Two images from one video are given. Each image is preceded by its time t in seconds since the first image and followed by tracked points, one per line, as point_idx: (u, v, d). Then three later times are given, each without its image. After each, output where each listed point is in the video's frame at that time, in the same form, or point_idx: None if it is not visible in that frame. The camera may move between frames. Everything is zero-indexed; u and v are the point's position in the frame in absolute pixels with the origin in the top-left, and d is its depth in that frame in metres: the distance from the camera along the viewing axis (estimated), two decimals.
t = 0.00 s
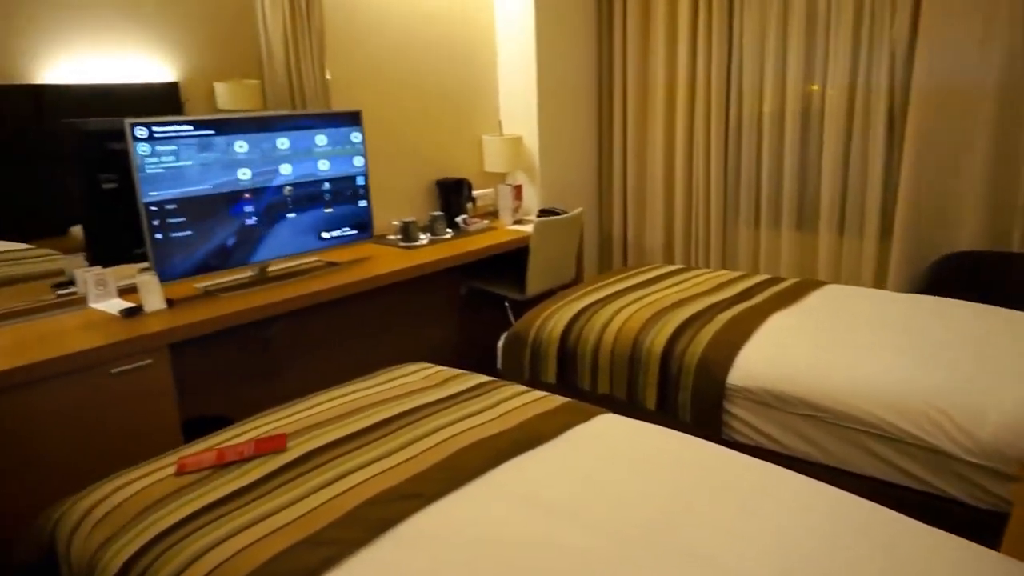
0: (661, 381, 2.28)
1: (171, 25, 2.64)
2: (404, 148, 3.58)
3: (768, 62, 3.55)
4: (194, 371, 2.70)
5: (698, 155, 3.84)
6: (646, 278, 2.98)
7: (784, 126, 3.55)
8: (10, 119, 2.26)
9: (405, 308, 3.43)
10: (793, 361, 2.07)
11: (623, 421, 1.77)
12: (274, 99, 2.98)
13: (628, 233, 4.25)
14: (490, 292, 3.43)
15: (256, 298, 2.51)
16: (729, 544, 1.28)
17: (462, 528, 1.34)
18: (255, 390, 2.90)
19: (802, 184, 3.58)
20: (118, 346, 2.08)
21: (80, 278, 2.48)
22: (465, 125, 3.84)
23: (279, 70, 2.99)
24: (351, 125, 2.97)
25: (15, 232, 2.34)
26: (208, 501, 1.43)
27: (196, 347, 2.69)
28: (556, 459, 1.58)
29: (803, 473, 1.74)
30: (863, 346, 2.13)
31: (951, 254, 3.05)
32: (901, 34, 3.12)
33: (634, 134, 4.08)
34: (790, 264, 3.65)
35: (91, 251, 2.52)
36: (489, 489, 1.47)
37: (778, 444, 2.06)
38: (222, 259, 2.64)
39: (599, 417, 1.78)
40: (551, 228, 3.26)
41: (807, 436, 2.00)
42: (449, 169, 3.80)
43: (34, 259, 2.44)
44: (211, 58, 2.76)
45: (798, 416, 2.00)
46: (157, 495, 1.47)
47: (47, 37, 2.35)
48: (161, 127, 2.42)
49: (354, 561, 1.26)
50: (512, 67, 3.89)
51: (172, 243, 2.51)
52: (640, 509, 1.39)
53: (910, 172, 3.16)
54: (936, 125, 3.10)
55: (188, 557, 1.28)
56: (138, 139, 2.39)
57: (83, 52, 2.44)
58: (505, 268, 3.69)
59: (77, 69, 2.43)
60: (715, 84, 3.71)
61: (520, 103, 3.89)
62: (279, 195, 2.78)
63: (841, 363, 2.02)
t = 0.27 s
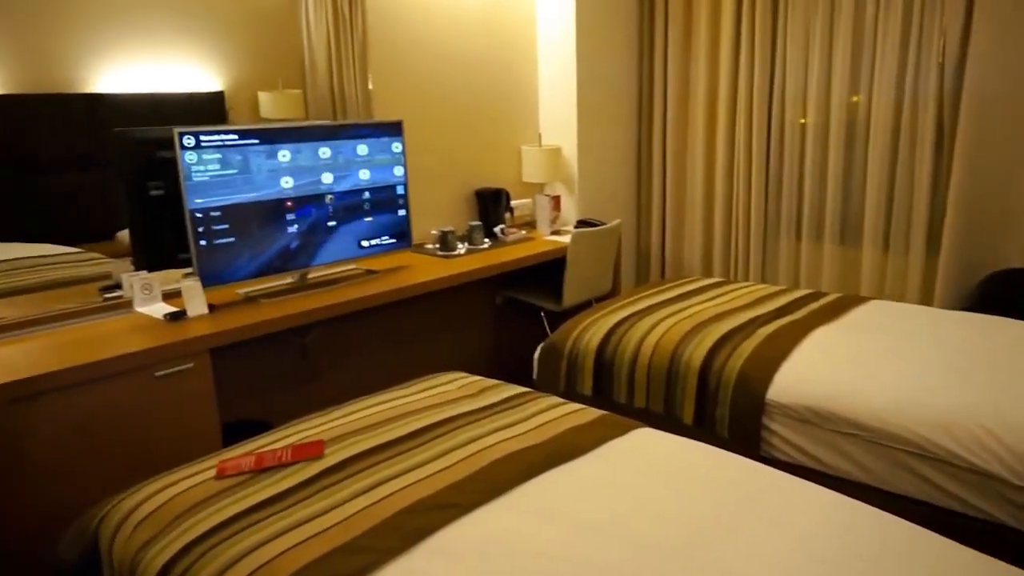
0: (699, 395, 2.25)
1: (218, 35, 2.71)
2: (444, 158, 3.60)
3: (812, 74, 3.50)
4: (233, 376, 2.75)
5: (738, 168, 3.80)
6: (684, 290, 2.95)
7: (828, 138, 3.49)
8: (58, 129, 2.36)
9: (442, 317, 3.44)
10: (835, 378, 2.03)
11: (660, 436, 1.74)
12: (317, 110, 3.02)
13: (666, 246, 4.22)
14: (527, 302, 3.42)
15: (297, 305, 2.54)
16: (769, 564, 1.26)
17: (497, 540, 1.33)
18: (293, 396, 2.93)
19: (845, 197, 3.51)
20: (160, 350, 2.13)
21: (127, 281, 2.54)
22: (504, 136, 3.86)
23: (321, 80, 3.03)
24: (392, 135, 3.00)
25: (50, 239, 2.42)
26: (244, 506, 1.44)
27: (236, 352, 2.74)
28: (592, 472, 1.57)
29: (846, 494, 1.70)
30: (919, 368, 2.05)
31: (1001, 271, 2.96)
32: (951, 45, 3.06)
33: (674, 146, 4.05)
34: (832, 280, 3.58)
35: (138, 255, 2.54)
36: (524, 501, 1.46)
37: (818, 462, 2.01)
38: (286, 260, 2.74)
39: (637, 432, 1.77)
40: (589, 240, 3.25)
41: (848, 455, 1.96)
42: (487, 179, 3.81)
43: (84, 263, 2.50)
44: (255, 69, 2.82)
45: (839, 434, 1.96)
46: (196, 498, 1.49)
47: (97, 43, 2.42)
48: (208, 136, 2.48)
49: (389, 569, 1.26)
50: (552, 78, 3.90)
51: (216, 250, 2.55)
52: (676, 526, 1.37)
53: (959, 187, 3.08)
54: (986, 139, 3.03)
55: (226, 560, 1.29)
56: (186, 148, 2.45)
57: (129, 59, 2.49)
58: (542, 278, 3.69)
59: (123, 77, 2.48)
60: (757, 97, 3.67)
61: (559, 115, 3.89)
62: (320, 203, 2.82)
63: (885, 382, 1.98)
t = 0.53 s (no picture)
0: (728, 408, 2.23)
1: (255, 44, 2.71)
2: (474, 166, 3.62)
3: (846, 85, 3.46)
4: (264, 379, 2.78)
5: (770, 179, 3.76)
6: (714, 302, 2.93)
7: (862, 149, 3.45)
8: (87, 135, 2.38)
9: (469, 324, 3.45)
10: (868, 393, 1.99)
11: (689, 449, 1.73)
12: (348, 118, 3.03)
13: (696, 257, 4.19)
14: (555, 311, 3.42)
15: (326, 310, 2.57)
16: None
17: (524, 549, 1.33)
18: (321, 400, 2.96)
19: (880, 209, 3.46)
20: (193, 353, 2.16)
21: (161, 284, 2.59)
22: (534, 145, 3.86)
23: (353, 89, 3.04)
24: (423, 143, 3.02)
25: (91, 242, 2.47)
26: (271, 511, 1.46)
27: (267, 355, 2.77)
28: (620, 484, 1.56)
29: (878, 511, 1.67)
30: (954, 384, 2.01)
31: None
32: (990, 56, 3.01)
33: (705, 156, 4.02)
34: (865, 292, 3.53)
35: (172, 259, 2.60)
36: (551, 511, 1.46)
37: (848, 477, 1.98)
38: (333, 265, 2.81)
39: (665, 444, 1.75)
40: (618, 249, 3.24)
41: (880, 471, 1.92)
42: (517, 188, 3.82)
43: (119, 265, 2.56)
44: (291, 76, 2.81)
45: (872, 450, 1.92)
46: (227, 501, 1.51)
47: (136, 50, 2.43)
48: (242, 144, 2.52)
49: None
50: (583, 87, 3.90)
51: (249, 255, 2.59)
52: (704, 539, 1.36)
53: (997, 200, 3.02)
54: None
55: (256, 563, 1.30)
56: (221, 155, 2.49)
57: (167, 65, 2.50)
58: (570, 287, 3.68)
59: (160, 84, 2.50)
60: (790, 107, 3.64)
61: (590, 124, 3.89)
62: (352, 210, 2.84)
63: (919, 398, 1.94)
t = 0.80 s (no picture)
0: (750, 418, 2.22)
1: (280, 51, 2.75)
2: (496, 173, 3.63)
3: (872, 92, 3.43)
4: (286, 384, 2.80)
5: (793, 187, 3.73)
6: (737, 311, 2.91)
7: (887, 157, 3.42)
8: (114, 138, 2.44)
9: (490, 331, 3.46)
10: (894, 405, 1.97)
11: (711, 460, 1.71)
12: (371, 125, 3.01)
13: (717, 265, 4.16)
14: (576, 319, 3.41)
15: (349, 316, 2.58)
16: None
17: (545, 558, 1.33)
18: (342, 405, 2.97)
19: (905, 219, 3.42)
20: (216, 357, 2.19)
21: (184, 289, 2.61)
22: (556, 152, 3.87)
23: (376, 97, 3.04)
24: (446, 150, 3.04)
25: (118, 245, 2.51)
26: (292, 516, 1.47)
27: (289, 360, 2.79)
28: (641, 493, 1.55)
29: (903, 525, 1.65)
30: (982, 397, 1.98)
31: None
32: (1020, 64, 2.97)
33: (728, 164, 4.00)
34: (890, 303, 3.49)
35: (197, 264, 2.62)
36: (572, 520, 1.45)
37: (872, 490, 1.95)
38: (376, 271, 2.89)
39: (686, 454, 1.74)
40: (640, 257, 3.23)
41: (904, 485, 1.89)
42: (538, 195, 3.83)
43: (146, 269, 2.59)
44: (314, 83, 2.83)
45: (896, 463, 1.89)
46: (250, 504, 1.53)
47: (163, 57, 2.49)
48: (268, 150, 2.54)
49: None
50: (606, 94, 3.90)
51: (273, 260, 2.61)
52: (725, 550, 1.35)
53: None
54: None
55: (278, 567, 1.31)
56: (247, 161, 2.52)
57: (192, 71, 2.55)
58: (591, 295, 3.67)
59: (185, 89, 2.55)
60: (815, 115, 3.61)
61: (613, 132, 3.88)
62: (374, 216, 2.86)
63: (946, 410, 1.91)
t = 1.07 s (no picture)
0: (766, 427, 2.21)
1: (298, 60, 2.78)
2: (511, 181, 3.64)
3: (890, 100, 3.42)
4: (301, 392, 2.82)
5: (810, 195, 3.72)
6: (752, 319, 2.90)
7: (905, 164, 3.39)
8: (134, 150, 2.46)
9: (504, 339, 3.46)
10: (912, 415, 1.95)
11: (727, 470, 1.70)
12: (387, 130, 3.05)
13: (733, 273, 4.15)
14: (591, 327, 3.41)
15: (364, 324, 2.59)
16: None
17: (560, 567, 1.33)
18: (357, 413, 2.99)
19: (923, 228, 3.39)
20: (233, 365, 2.21)
21: (204, 297, 2.65)
22: (572, 161, 3.88)
23: (393, 103, 3.07)
24: (461, 158, 3.06)
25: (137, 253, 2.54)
26: (308, 524, 1.47)
27: (305, 368, 2.81)
28: (656, 502, 1.55)
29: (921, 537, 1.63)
30: (1002, 407, 1.96)
31: None
32: None
33: (744, 172, 3.99)
34: (908, 312, 3.46)
35: (215, 272, 2.65)
36: (587, 529, 1.45)
37: (889, 501, 1.93)
38: (405, 279, 2.94)
39: (702, 464, 1.74)
40: (655, 266, 3.22)
41: (922, 496, 1.87)
42: (553, 203, 3.83)
43: (165, 276, 2.62)
44: (330, 90, 2.86)
45: (915, 474, 1.87)
46: (267, 512, 1.54)
47: (183, 67, 2.52)
48: (286, 159, 2.57)
49: None
50: (621, 102, 3.90)
51: (290, 268, 2.63)
52: (741, 561, 1.34)
53: None
54: None
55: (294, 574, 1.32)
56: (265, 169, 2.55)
57: (209, 78, 2.57)
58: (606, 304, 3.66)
59: (201, 101, 2.57)
60: (832, 122, 3.60)
61: (628, 140, 3.88)
62: (390, 224, 2.88)
63: (965, 421, 1.90)
